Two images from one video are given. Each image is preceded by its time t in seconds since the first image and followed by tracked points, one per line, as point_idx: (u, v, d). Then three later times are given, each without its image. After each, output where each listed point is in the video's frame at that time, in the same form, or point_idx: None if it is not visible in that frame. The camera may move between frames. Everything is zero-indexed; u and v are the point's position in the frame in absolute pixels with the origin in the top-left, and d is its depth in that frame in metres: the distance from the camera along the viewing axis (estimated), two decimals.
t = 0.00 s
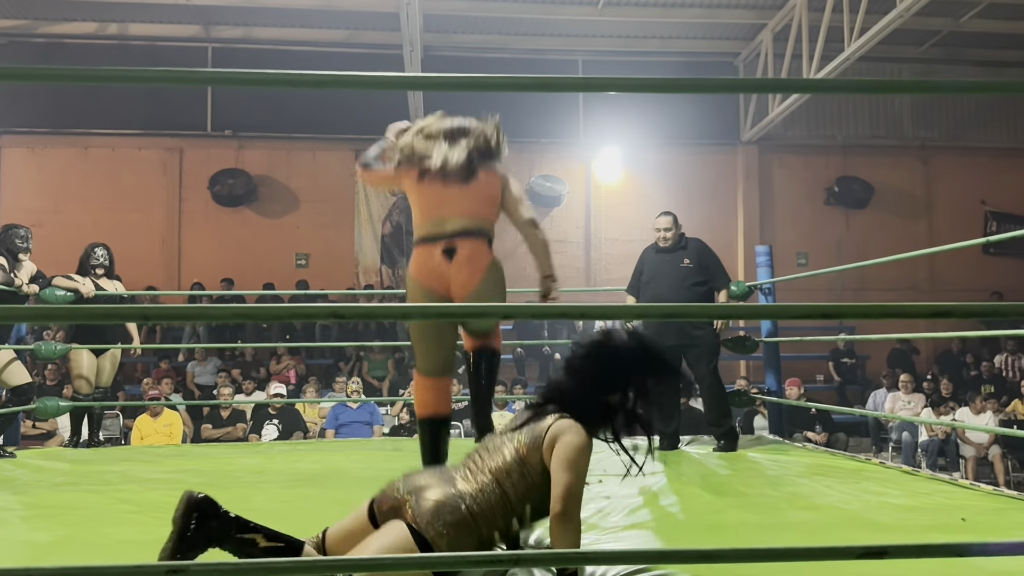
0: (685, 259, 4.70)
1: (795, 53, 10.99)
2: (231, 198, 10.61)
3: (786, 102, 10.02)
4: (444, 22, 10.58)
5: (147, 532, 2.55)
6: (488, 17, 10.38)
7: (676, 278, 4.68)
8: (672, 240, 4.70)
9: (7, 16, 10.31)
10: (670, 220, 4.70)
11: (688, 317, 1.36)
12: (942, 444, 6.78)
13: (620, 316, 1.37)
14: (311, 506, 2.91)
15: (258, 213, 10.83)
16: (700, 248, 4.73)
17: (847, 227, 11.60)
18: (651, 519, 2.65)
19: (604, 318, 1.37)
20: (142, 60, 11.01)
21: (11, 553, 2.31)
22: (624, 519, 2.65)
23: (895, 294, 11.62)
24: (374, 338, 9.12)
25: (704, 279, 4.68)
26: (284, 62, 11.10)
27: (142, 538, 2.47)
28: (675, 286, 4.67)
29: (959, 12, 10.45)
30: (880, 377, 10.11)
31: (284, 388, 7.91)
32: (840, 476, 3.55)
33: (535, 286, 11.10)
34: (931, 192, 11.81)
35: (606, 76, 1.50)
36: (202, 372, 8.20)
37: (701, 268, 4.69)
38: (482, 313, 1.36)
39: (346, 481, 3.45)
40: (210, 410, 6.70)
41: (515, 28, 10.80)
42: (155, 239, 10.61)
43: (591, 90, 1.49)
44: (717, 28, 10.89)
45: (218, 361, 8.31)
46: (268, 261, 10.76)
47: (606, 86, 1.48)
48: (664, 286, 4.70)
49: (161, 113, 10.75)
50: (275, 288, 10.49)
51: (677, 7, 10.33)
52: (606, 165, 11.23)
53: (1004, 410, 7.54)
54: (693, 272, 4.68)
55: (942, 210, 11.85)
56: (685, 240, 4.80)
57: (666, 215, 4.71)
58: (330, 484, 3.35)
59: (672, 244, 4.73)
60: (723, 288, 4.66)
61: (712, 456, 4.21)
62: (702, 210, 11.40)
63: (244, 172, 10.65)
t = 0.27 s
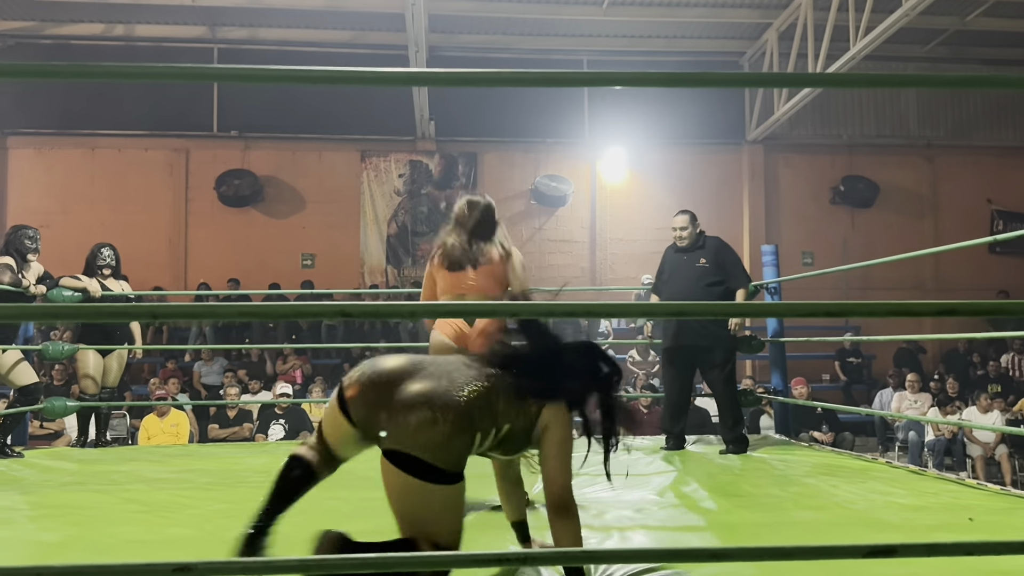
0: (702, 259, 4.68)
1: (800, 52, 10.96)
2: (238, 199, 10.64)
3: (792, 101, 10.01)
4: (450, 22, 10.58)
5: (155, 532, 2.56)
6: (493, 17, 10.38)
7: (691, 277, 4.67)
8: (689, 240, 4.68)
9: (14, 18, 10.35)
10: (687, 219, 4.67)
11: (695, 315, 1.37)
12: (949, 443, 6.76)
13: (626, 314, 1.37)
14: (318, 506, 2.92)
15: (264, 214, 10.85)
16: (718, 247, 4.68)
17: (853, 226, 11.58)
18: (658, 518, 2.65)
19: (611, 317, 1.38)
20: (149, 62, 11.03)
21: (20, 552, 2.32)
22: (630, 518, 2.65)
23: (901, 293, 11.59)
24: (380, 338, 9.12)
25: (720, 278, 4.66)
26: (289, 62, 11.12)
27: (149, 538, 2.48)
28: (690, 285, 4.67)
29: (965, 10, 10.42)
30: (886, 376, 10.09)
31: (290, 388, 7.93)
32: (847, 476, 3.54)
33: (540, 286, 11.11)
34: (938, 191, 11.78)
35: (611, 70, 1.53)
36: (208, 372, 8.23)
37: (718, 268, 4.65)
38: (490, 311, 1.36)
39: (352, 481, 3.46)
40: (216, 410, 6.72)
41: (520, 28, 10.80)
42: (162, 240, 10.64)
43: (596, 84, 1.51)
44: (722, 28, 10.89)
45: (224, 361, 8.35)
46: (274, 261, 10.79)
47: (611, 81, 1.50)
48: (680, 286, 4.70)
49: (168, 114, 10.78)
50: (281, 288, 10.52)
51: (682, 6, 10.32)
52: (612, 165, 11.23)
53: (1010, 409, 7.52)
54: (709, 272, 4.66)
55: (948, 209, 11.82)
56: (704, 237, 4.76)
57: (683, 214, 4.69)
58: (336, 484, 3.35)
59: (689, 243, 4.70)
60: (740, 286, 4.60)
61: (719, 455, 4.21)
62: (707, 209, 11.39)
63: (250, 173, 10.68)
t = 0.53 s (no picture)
0: (715, 258, 4.60)
1: (804, 51, 10.95)
2: (242, 198, 10.65)
3: (796, 100, 9.99)
4: (454, 21, 10.58)
5: (160, 530, 2.57)
6: (497, 16, 10.39)
7: (703, 277, 4.62)
8: (705, 238, 4.63)
9: (19, 18, 10.38)
10: (702, 217, 4.63)
11: (699, 314, 1.37)
12: (954, 442, 6.74)
13: (632, 313, 1.37)
14: (322, 504, 2.92)
15: (268, 213, 10.86)
16: (733, 246, 4.57)
17: (857, 225, 11.56)
18: (662, 517, 2.65)
19: (616, 316, 1.38)
20: (153, 61, 11.05)
21: (25, 550, 2.33)
22: (634, 517, 2.65)
23: (906, 293, 11.57)
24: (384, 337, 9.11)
25: (734, 278, 4.55)
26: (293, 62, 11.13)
27: (153, 536, 2.49)
28: (703, 286, 4.62)
29: (970, 9, 10.40)
30: (890, 375, 10.07)
31: (295, 387, 7.94)
32: (852, 474, 3.54)
33: (544, 285, 11.12)
34: (942, 190, 11.76)
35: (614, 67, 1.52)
36: (213, 371, 8.25)
37: (730, 267, 4.56)
38: (495, 311, 1.36)
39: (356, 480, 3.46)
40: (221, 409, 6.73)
41: (523, 27, 10.80)
42: (166, 239, 10.66)
43: (600, 81, 1.51)
44: (726, 26, 10.88)
45: (229, 360, 8.36)
46: (278, 261, 10.80)
47: (615, 78, 1.50)
48: (693, 283, 4.67)
49: (172, 113, 10.79)
50: (285, 288, 10.53)
51: (685, 5, 10.31)
52: (615, 163, 11.23)
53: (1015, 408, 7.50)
54: (721, 270, 4.56)
55: (953, 208, 11.79)
56: (722, 235, 4.66)
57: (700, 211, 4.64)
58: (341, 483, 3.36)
59: (705, 242, 4.65)
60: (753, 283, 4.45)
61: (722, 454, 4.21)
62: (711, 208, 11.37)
63: (254, 172, 10.69)
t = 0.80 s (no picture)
0: (719, 256, 4.61)
1: (807, 49, 10.93)
2: (245, 197, 10.66)
3: (798, 98, 9.98)
4: (457, 20, 10.59)
5: (163, 529, 2.57)
6: (499, 15, 10.39)
7: (707, 276, 4.64)
8: (714, 236, 4.63)
9: (21, 17, 10.39)
10: (709, 215, 4.62)
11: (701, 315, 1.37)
12: (957, 442, 6.73)
13: (634, 314, 1.37)
14: (325, 504, 2.92)
15: (271, 213, 10.87)
16: (738, 245, 4.56)
17: (860, 224, 11.55)
18: (663, 517, 2.65)
19: (617, 317, 1.38)
20: (156, 61, 11.06)
21: (29, 549, 2.33)
22: (636, 517, 2.65)
23: (909, 292, 11.55)
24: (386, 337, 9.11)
25: (738, 276, 4.55)
26: (295, 61, 11.14)
27: (155, 535, 2.49)
28: (707, 284, 4.63)
29: (973, 7, 10.38)
30: (893, 374, 10.06)
31: (297, 386, 7.94)
32: (854, 474, 3.53)
33: (546, 285, 11.12)
34: (945, 188, 11.74)
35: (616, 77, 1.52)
36: (215, 370, 8.26)
37: (734, 266, 4.56)
38: (497, 313, 1.36)
39: (358, 479, 3.46)
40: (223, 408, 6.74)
41: (525, 25, 10.80)
42: (169, 238, 10.67)
43: (602, 90, 1.51)
44: (729, 25, 10.88)
45: (231, 360, 8.37)
46: (280, 260, 10.82)
47: (617, 86, 1.50)
48: (700, 281, 4.69)
49: (175, 112, 10.81)
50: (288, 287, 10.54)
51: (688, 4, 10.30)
52: (617, 161, 11.23)
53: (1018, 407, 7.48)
54: (725, 269, 4.57)
55: (956, 207, 11.77)
56: (729, 233, 4.65)
57: (710, 209, 4.64)
58: (343, 483, 3.36)
59: (714, 240, 4.65)
60: (754, 281, 4.40)
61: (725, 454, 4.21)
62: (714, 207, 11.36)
63: (256, 171, 10.69)
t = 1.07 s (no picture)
0: (721, 256, 4.61)
1: (810, 48, 10.91)
2: (247, 196, 10.67)
3: (801, 97, 9.96)
4: (459, 19, 10.59)
5: (165, 528, 2.57)
6: (501, 14, 10.38)
7: (709, 274, 4.64)
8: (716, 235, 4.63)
9: (23, 16, 10.39)
10: (710, 214, 4.61)
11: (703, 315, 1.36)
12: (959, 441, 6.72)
13: (636, 314, 1.37)
14: (327, 503, 2.92)
15: (273, 212, 10.88)
16: (740, 244, 4.55)
17: (862, 223, 11.54)
18: (666, 516, 2.65)
19: (619, 317, 1.38)
20: (158, 59, 11.07)
21: (31, 548, 2.34)
22: (638, 516, 2.64)
23: (911, 291, 11.54)
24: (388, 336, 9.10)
25: (740, 275, 4.54)
26: (297, 60, 11.14)
27: (158, 534, 2.49)
28: (710, 283, 4.64)
29: (976, 6, 10.36)
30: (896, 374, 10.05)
31: (299, 385, 7.95)
32: (857, 473, 3.53)
33: (547, 284, 11.12)
34: (947, 187, 11.72)
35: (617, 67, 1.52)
36: (218, 369, 8.27)
37: (736, 266, 4.55)
38: (498, 312, 1.36)
39: (360, 478, 3.46)
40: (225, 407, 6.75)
41: (527, 24, 10.79)
42: (171, 237, 10.68)
43: (603, 81, 1.51)
44: (730, 24, 10.86)
45: (233, 359, 8.38)
46: (282, 259, 10.82)
47: (618, 78, 1.49)
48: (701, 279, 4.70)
49: (177, 112, 10.81)
50: (290, 286, 10.55)
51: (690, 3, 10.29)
52: (619, 160, 11.22)
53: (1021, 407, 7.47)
54: (726, 268, 4.57)
55: (959, 206, 11.76)
56: (733, 232, 4.64)
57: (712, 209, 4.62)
58: (345, 482, 3.36)
59: (717, 238, 4.64)
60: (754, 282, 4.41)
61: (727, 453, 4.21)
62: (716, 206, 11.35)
63: (259, 170, 10.71)
